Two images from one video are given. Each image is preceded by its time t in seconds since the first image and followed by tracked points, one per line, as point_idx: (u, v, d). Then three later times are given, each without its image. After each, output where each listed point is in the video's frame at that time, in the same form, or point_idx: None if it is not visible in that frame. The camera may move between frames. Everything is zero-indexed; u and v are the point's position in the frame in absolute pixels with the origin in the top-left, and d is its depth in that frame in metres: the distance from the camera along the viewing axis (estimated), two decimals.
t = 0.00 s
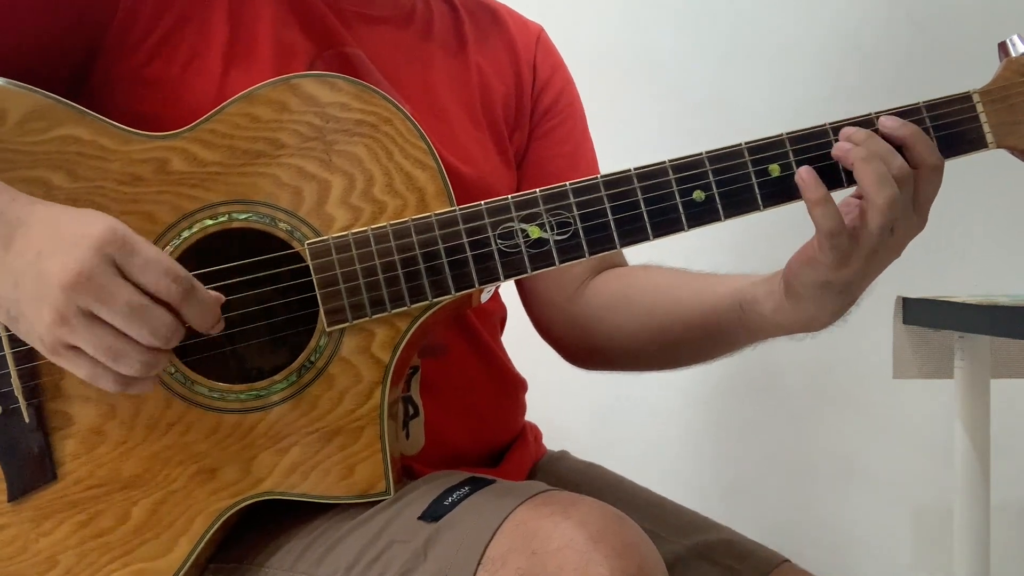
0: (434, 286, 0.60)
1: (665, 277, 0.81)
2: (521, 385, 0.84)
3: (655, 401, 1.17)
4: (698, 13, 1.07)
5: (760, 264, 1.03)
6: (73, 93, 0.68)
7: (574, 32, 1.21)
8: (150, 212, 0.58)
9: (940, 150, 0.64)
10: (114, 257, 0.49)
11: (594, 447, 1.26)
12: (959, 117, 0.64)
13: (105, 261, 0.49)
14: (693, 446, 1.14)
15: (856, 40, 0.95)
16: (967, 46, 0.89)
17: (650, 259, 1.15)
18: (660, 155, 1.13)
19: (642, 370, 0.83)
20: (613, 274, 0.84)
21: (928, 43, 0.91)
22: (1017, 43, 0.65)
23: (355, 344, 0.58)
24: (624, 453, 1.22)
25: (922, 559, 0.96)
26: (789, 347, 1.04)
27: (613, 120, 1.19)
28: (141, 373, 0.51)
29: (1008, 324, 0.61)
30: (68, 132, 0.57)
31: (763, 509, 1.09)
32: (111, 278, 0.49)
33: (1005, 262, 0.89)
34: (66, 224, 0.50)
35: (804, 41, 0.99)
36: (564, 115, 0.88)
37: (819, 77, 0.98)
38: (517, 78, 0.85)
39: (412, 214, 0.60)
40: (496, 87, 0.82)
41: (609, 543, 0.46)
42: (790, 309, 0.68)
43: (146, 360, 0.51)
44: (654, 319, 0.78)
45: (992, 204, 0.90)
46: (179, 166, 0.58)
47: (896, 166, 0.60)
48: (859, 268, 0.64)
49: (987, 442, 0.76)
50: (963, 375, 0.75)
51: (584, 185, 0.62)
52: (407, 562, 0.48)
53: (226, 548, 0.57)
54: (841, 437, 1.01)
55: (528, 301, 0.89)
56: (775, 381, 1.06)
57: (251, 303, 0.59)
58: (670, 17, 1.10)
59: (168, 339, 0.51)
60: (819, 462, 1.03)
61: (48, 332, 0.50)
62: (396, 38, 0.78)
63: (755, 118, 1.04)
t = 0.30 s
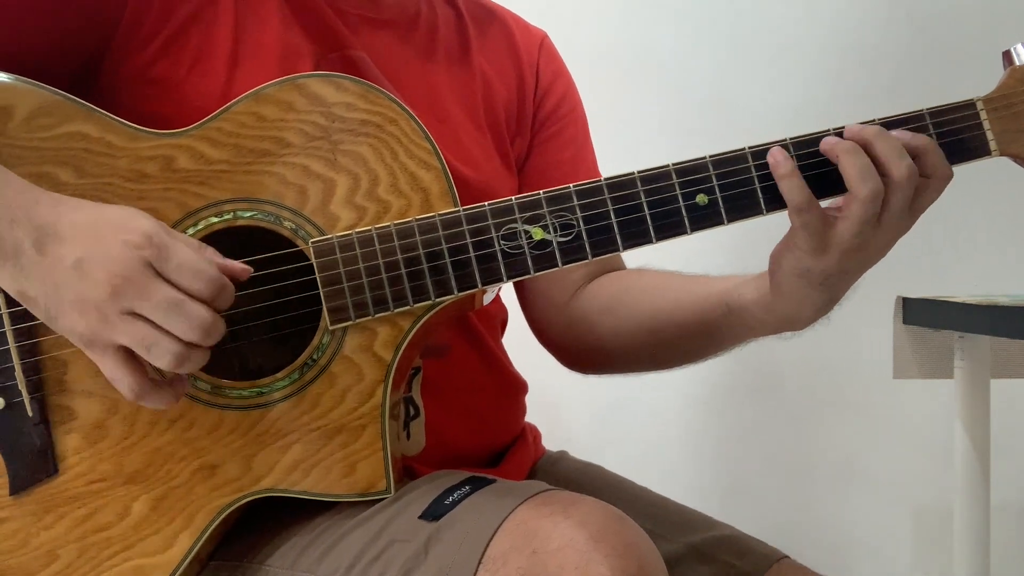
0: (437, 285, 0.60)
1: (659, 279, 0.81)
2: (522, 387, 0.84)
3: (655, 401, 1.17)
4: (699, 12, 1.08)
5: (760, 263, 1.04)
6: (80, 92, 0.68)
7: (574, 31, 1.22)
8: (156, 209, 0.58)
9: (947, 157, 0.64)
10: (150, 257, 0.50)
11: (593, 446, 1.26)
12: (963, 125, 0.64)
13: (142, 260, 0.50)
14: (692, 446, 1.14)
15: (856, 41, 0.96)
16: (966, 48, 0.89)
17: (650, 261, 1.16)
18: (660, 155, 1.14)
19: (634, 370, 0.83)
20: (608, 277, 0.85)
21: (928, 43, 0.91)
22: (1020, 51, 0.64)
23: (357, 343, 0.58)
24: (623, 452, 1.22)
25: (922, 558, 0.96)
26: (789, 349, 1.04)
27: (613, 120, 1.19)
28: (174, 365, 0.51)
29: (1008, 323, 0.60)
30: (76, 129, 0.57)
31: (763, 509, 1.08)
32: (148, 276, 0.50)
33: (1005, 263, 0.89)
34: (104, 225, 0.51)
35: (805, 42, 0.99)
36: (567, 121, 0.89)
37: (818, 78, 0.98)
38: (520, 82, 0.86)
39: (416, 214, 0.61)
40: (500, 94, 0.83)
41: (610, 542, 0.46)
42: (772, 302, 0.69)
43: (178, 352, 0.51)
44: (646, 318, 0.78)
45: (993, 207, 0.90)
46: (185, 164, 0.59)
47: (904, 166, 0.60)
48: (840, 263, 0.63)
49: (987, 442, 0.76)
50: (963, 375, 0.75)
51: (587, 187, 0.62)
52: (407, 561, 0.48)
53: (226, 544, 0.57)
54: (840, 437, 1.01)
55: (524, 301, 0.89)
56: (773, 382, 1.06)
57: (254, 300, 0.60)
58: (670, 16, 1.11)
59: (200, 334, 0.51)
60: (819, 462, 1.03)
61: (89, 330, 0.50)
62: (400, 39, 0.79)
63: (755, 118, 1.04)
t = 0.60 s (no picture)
0: (438, 285, 0.60)
1: (666, 280, 0.81)
2: (523, 388, 0.84)
3: (655, 401, 1.17)
4: (698, 12, 1.08)
5: (761, 262, 1.04)
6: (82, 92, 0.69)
7: (574, 31, 1.22)
8: (158, 208, 0.58)
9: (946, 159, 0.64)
10: (155, 257, 0.50)
11: (593, 446, 1.26)
12: (964, 125, 0.64)
13: (147, 260, 0.50)
14: (692, 447, 1.14)
15: (855, 42, 0.96)
16: (965, 49, 0.90)
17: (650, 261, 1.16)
18: (660, 156, 1.14)
19: (640, 372, 0.83)
20: (612, 279, 0.85)
21: (927, 43, 0.92)
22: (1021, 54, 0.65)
23: (358, 343, 0.58)
24: (623, 452, 1.22)
25: (921, 558, 0.96)
26: (789, 349, 1.04)
27: (612, 120, 1.19)
28: (178, 367, 0.51)
29: (1008, 323, 0.60)
30: (77, 128, 0.58)
31: (763, 509, 1.08)
32: (152, 276, 0.50)
33: (1005, 264, 0.89)
34: (106, 226, 0.51)
35: (804, 44, 0.99)
36: (571, 123, 0.89)
37: (819, 79, 0.99)
38: (523, 84, 0.86)
39: (417, 214, 0.61)
40: (504, 96, 0.83)
41: (611, 542, 0.46)
42: (787, 310, 0.69)
43: (182, 354, 0.51)
44: (656, 323, 0.78)
45: (992, 208, 0.90)
46: (186, 163, 0.59)
47: (903, 188, 0.60)
48: (857, 270, 0.64)
49: (988, 442, 0.76)
50: (963, 375, 0.75)
51: (588, 187, 0.62)
52: (408, 561, 0.48)
53: (227, 544, 0.57)
54: (840, 437, 1.01)
55: (530, 304, 0.89)
56: (774, 383, 1.06)
57: (254, 300, 0.60)
58: (669, 16, 1.11)
59: (204, 335, 0.51)
60: (819, 462, 1.03)
61: (93, 330, 0.50)
62: (402, 39, 0.79)
63: (756, 119, 1.04)
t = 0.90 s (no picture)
0: (438, 286, 0.60)
1: (661, 279, 0.81)
2: (523, 388, 0.84)
3: (655, 401, 1.17)
4: (698, 11, 1.07)
5: (760, 262, 1.04)
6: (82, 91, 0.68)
7: (574, 31, 1.22)
8: (158, 209, 0.58)
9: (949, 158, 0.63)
10: (145, 278, 0.50)
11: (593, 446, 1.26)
12: (967, 125, 0.64)
13: (137, 282, 0.50)
14: (692, 447, 1.14)
15: (855, 41, 0.95)
16: (966, 48, 0.89)
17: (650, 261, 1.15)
18: (660, 155, 1.13)
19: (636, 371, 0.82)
20: (608, 278, 0.85)
21: (927, 43, 0.91)
22: None
23: (358, 344, 0.58)
24: (622, 451, 1.22)
25: (921, 558, 0.96)
26: (790, 349, 1.03)
27: (612, 119, 1.19)
28: (164, 391, 0.51)
29: (1007, 324, 0.60)
30: (77, 129, 0.57)
31: (763, 509, 1.08)
32: (142, 298, 0.50)
33: (1006, 264, 0.89)
34: (98, 241, 0.51)
35: (803, 43, 0.99)
36: (571, 122, 0.88)
37: (819, 79, 0.98)
38: (523, 83, 0.86)
39: (417, 215, 0.61)
40: (504, 94, 0.83)
41: (611, 542, 0.46)
42: (774, 306, 0.69)
43: (168, 378, 0.51)
44: (648, 321, 0.78)
45: (994, 208, 0.89)
46: (186, 164, 0.58)
47: (904, 183, 0.59)
48: (842, 266, 0.63)
49: (988, 442, 0.76)
50: (962, 375, 0.75)
51: (588, 188, 0.62)
52: (408, 562, 0.48)
53: (227, 545, 0.57)
54: (840, 437, 1.01)
55: (529, 304, 0.90)
56: (774, 383, 1.05)
57: (254, 301, 0.60)
58: (669, 15, 1.10)
59: (191, 360, 0.51)
60: (818, 462, 1.03)
61: (82, 347, 0.50)
62: (403, 38, 0.79)
63: (755, 119, 1.04)
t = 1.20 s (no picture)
0: (435, 286, 0.59)
1: (665, 276, 0.81)
2: (521, 386, 0.83)
3: (655, 401, 1.17)
4: (697, 10, 1.07)
5: (760, 259, 1.03)
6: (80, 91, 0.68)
7: (574, 31, 1.21)
8: (154, 210, 0.58)
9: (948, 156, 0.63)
10: (139, 292, 0.50)
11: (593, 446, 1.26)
12: (968, 123, 0.64)
13: (132, 295, 0.50)
14: (692, 447, 1.14)
15: (854, 40, 0.95)
16: (967, 47, 0.89)
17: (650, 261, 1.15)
18: (659, 155, 1.13)
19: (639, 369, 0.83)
20: (611, 276, 0.84)
21: (926, 43, 0.91)
22: None
23: (355, 344, 0.58)
24: (622, 450, 1.22)
25: (922, 558, 0.96)
26: (790, 349, 1.03)
27: (612, 118, 1.18)
28: (144, 405, 0.50)
29: (1008, 323, 0.60)
30: (73, 129, 0.57)
31: (763, 509, 1.08)
32: (135, 312, 0.50)
33: (1006, 263, 0.88)
34: (93, 250, 0.50)
35: (803, 42, 0.98)
36: (571, 120, 0.88)
37: (818, 78, 0.98)
38: (522, 81, 0.85)
39: (414, 214, 0.60)
40: (503, 93, 0.82)
41: (608, 542, 0.46)
42: (785, 307, 0.69)
43: (150, 394, 0.50)
44: (652, 319, 0.78)
45: (996, 208, 0.89)
46: (182, 164, 0.58)
47: (908, 196, 0.60)
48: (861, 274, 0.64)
49: (987, 442, 0.76)
50: (962, 375, 0.74)
51: (586, 188, 0.62)
52: (405, 562, 0.48)
53: (224, 545, 0.57)
54: (840, 437, 1.01)
55: (531, 300, 0.89)
56: (775, 383, 1.05)
57: (251, 302, 0.60)
58: (668, 15, 1.10)
59: (176, 377, 0.51)
60: (818, 462, 1.03)
61: (69, 352, 0.50)
62: (402, 37, 0.79)
63: (756, 119, 1.03)
